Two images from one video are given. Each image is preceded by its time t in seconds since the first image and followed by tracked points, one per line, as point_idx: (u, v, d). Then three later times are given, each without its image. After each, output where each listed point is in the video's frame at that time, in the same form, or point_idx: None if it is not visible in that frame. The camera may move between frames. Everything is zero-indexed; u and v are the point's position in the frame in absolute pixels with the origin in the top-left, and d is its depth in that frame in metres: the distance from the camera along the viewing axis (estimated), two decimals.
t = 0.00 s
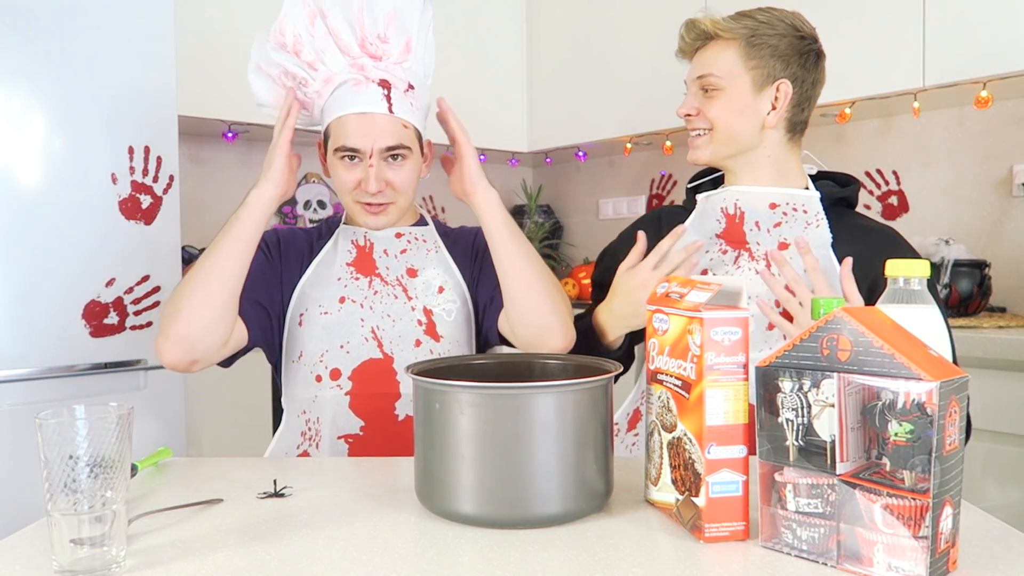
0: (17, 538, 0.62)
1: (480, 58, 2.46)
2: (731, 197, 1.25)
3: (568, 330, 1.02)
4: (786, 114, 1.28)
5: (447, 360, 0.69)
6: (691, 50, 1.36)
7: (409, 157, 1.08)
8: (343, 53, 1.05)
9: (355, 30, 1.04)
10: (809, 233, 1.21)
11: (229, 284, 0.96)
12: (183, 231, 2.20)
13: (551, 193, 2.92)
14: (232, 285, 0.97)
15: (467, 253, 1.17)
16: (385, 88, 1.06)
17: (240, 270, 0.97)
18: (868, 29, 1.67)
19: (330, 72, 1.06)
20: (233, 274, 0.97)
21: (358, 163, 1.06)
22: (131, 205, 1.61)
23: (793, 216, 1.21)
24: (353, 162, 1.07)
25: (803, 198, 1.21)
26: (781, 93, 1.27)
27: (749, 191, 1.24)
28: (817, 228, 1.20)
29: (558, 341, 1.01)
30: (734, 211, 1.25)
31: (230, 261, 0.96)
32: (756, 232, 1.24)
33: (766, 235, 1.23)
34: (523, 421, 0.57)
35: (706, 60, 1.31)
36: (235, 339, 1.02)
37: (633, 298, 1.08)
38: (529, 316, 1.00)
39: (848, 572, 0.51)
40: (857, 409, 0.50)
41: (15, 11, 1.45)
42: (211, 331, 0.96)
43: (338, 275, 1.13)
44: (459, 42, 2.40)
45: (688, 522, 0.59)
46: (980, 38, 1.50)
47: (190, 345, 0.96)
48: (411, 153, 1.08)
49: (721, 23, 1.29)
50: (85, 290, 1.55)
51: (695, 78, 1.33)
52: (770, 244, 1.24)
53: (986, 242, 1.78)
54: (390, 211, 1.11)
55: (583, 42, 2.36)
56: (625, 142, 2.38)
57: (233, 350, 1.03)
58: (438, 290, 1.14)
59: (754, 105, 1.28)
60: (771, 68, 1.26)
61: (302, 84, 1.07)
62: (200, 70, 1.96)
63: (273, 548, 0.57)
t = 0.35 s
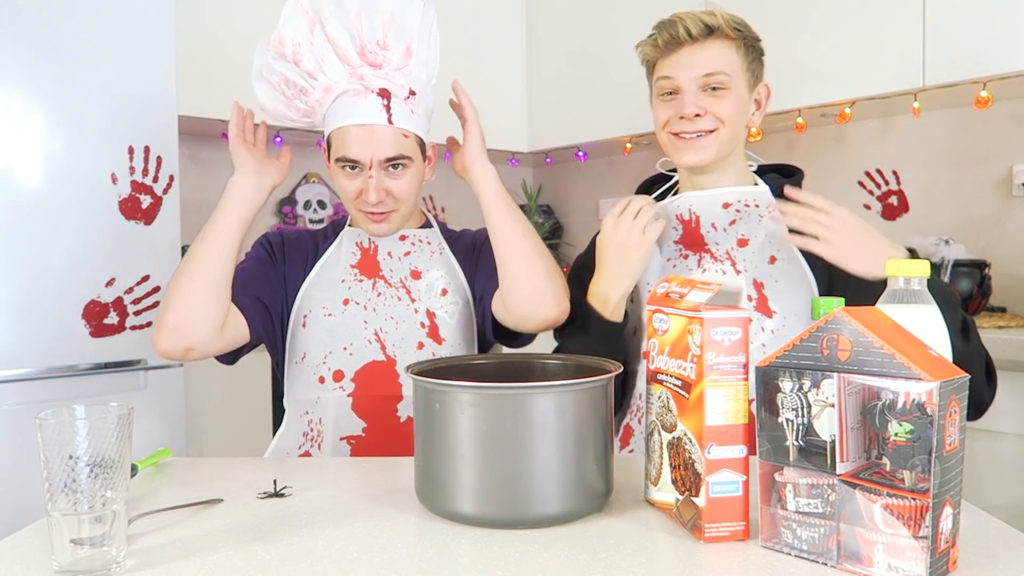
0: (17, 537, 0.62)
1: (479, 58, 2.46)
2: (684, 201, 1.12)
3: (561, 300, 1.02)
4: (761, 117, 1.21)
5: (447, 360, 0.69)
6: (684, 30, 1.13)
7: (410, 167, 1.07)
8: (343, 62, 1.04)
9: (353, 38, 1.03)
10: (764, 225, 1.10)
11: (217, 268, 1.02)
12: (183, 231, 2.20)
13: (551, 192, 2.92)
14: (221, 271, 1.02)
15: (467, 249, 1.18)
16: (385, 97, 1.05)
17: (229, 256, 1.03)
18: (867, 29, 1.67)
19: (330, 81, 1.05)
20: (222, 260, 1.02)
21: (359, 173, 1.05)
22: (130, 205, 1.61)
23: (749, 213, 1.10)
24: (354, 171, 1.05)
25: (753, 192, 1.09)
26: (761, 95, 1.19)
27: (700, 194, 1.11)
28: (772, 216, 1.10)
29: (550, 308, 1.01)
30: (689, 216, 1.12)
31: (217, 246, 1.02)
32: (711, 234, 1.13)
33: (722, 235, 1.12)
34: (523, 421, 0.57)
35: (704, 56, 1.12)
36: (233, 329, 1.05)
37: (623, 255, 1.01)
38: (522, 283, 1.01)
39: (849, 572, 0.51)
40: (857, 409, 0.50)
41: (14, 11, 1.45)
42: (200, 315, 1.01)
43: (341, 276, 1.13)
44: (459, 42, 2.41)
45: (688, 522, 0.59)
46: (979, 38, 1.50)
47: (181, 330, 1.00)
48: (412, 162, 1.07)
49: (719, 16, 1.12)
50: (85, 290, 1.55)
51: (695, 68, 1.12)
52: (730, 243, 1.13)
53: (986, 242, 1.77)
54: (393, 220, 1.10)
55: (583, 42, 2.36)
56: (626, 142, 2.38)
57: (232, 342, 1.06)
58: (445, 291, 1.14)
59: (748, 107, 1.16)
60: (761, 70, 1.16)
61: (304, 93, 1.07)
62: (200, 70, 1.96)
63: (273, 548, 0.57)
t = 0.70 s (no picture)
0: (16, 538, 0.62)
1: (479, 59, 2.46)
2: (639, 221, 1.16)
3: (562, 189, 1.03)
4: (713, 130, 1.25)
5: (447, 360, 0.69)
6: (648, 44, 1.14)
7: (415, 176, 1.06)
8: (348, 69, 1.02)
9: (357, 44, 1.01)
10: (717, 227, 1.14)
11: (194, 215, 1.08)
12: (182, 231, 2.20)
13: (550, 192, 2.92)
14: (197, 221, 1.08)
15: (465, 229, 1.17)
16: (391, 108, 1.03)
17: (208, 209, 1.09)
18: (868, 29, 1.67)
19: (333, 88, 1.03)
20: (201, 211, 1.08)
21: (364, 182, 1.04)
22: (130, 205, 1.61)
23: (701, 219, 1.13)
24: (359, 181, 1.05)
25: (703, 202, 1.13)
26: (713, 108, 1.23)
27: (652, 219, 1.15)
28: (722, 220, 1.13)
29: (554, 201, 1.01)
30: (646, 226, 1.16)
31: (198, 197, 1.08)
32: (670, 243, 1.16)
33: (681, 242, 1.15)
34: (522, 420, 0.57)
35: (673, 71, 1.14)
36: (205, 284, 1.09)
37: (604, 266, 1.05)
38: (522, 178, 1.01)
39: (848, 572, 0.51)
40: (857, 409, 0.50)
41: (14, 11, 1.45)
42: (166, 256, 1.06)
43: (339, 273, 1.13)
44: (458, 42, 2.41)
45: (688, 522, 0.59)
46: (980, 38, 1.50)
47: (148, 266, 1.06)
48: (417, 171, 1.06)
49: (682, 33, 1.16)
50: (85, 290, 1.55)
51: (661, 82, 1.14)
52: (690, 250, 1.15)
53: (985, 241, 1.78)
54: (397, 227, 1.09)
55: (582, 41, 2.36)
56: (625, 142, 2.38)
57: (202, 298, 1.09)
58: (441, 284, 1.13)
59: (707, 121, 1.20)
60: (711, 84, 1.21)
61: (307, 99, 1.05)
62: (200, 70, 1.96)
63: (274, 548, 0.57)
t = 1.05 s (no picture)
0: (16, 538, 0.62)
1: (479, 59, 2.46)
2: (641, 210, 1.13)
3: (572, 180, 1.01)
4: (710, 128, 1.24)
5: (447, 360, 0.69)
6: (638, 42, 1.14)
7: (414, 174, 1.06)
8: (349, 64, 1.02)
9: (365, 40, 1.01)
10: (721, 226, 1.12)
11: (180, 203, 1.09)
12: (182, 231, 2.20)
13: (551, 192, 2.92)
14: (182, 209, 1.09)
15: (464, 229, 1.16)
16: (390, 105, 1.03)
17: (194, 197, 1.10)
18: (867, 29, 1.67)
19: (334, 81, 1.02)
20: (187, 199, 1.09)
21: (362, 181, 1.04)
22: (130, 205, 1.61)
23: (704, 216, 1.11)
24: (357, 179, 1.05)
25: (707, 196, 1.11)
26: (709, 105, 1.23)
27: (654, 202, 1.12)
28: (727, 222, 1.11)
29: (564, 192, 1.00)
30: (649, 224, 1.13)
31: (185, 185, 1.10)
32: (671, 239, 1.14)
33: (682, 239, 1.13)
34: (522, 420, 0.57)
35: (666, 70, 1.14)
36: (187, 273, 1.09)
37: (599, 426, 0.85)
38: (531, 171, 1.00)
39: (848, 572, 0.51)
40: (856, 409, 0.50)
41: (12, 11, 1.45)
42: (146, 240, 1.07)
43: (334, 275, 1.13)
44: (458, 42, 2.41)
45: (688, 522, 0.59)
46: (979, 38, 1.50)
47: (129, 249, 1.07)
48: (416, 170, 1.06)
49: (675, 31, 1.15)
50: (85, 290, 1.55)
51: (654, 82, 1.14)
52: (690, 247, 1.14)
53: (986, 242, 1.77)
54: (396, 227, 1.09)
55: (583, 42, 2.36)
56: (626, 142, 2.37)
57: (181, 286, 1.09)
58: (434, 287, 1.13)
59: (702, 119, 1.19)
60: (708, 80, 1.20)
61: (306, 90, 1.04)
62: (200, 70, 1.96)
63: (273, 548, 0.57)
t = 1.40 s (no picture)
0: (16, 538, 0.62)
1: (479, 58, 2.46)
2: (659, 213, 1.12)
3: (561, 231, 1.02)
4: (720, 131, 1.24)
5: (446, 360, 0.69)
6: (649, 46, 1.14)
7: (410, 167, 1.07)
8: (351, 59, 1.05)
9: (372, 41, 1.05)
10: (739, 228, 1.12)
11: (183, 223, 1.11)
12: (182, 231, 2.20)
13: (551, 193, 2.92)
14: (181, 230, 1.10)
15: (465, 236, 1.17)
16: (383, 99, 1.04)
17: (193, 218, 1.12)
18: (867, 29, 1.67)
19: (333, 75, 1.05)
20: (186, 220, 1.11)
21: (358, 175, 1.05)
22: (130, 204, 1.61)
23: (723, 219, 1.12)
24: (353, 174, 1.05)
25: (726, 199, 1.11)
26: (719, 108, 1.23)
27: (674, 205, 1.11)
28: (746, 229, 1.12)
29: (549, 241, 1.00)
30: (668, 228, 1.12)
31: (185, 209, 1.12)
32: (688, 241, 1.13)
33: (701, 242, 1.13)
34: (523, 421, 0.57)
35: (674, 72, 1.14)
36: (186, 293, 1.09)
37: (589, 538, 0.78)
38: (520, 218, 1.02)
39: (848, 572, 0.51)
40: (857, 409, 0.50)
41: (13, 11, 1.45)
42: (145, 262, 1.08)
43: (335, 279, 1.13)
44: (458, 42, 2.41)
45: (688, 522, 0.59)
46: (980, 38, 1.50)
47: (127, 273, 1.08)
48: (412, 163, 1.07)
49: (683, 33, 1.15)
50: (85, 290, 1.55)
51: (664, 85, 1.14)
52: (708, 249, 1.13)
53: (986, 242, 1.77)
54: (393, 222, 1.09)
55: (583, 42, 2.36)
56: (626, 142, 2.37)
57: (180, 306, 1.09)
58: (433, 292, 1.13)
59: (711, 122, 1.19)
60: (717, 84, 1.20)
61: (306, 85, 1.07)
62: (200, 70, 1.96)
63: (273, 548, 0.57)
